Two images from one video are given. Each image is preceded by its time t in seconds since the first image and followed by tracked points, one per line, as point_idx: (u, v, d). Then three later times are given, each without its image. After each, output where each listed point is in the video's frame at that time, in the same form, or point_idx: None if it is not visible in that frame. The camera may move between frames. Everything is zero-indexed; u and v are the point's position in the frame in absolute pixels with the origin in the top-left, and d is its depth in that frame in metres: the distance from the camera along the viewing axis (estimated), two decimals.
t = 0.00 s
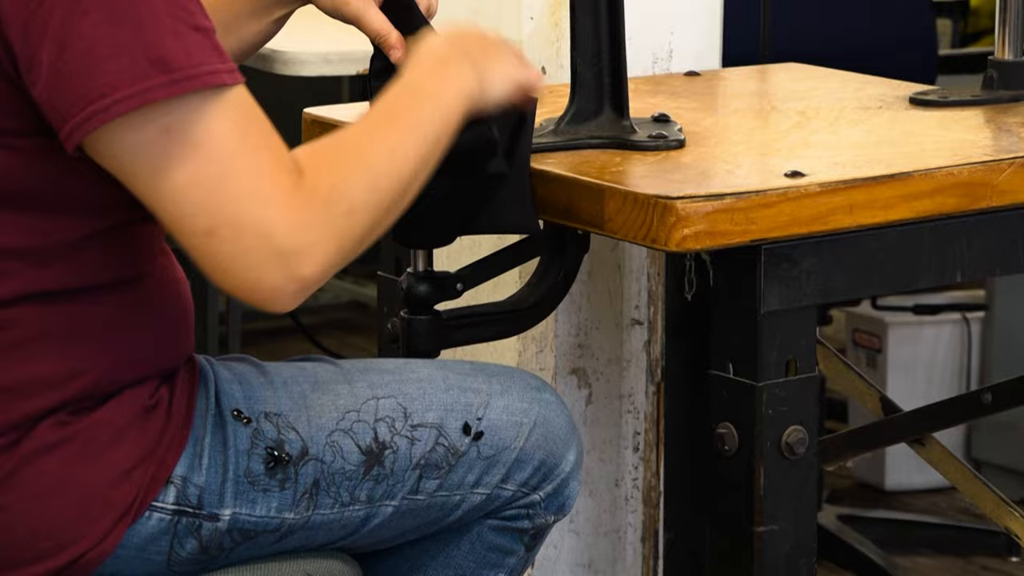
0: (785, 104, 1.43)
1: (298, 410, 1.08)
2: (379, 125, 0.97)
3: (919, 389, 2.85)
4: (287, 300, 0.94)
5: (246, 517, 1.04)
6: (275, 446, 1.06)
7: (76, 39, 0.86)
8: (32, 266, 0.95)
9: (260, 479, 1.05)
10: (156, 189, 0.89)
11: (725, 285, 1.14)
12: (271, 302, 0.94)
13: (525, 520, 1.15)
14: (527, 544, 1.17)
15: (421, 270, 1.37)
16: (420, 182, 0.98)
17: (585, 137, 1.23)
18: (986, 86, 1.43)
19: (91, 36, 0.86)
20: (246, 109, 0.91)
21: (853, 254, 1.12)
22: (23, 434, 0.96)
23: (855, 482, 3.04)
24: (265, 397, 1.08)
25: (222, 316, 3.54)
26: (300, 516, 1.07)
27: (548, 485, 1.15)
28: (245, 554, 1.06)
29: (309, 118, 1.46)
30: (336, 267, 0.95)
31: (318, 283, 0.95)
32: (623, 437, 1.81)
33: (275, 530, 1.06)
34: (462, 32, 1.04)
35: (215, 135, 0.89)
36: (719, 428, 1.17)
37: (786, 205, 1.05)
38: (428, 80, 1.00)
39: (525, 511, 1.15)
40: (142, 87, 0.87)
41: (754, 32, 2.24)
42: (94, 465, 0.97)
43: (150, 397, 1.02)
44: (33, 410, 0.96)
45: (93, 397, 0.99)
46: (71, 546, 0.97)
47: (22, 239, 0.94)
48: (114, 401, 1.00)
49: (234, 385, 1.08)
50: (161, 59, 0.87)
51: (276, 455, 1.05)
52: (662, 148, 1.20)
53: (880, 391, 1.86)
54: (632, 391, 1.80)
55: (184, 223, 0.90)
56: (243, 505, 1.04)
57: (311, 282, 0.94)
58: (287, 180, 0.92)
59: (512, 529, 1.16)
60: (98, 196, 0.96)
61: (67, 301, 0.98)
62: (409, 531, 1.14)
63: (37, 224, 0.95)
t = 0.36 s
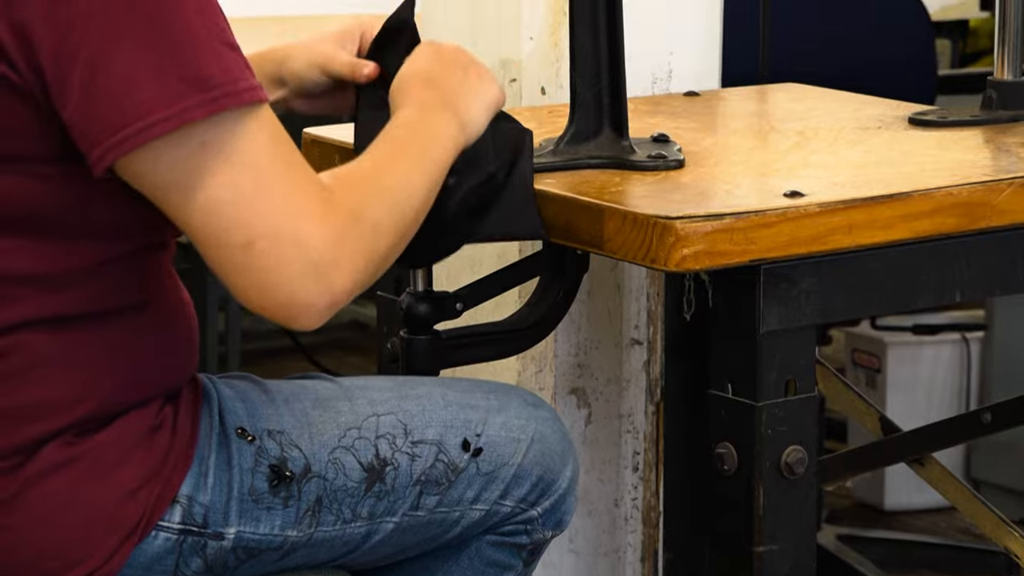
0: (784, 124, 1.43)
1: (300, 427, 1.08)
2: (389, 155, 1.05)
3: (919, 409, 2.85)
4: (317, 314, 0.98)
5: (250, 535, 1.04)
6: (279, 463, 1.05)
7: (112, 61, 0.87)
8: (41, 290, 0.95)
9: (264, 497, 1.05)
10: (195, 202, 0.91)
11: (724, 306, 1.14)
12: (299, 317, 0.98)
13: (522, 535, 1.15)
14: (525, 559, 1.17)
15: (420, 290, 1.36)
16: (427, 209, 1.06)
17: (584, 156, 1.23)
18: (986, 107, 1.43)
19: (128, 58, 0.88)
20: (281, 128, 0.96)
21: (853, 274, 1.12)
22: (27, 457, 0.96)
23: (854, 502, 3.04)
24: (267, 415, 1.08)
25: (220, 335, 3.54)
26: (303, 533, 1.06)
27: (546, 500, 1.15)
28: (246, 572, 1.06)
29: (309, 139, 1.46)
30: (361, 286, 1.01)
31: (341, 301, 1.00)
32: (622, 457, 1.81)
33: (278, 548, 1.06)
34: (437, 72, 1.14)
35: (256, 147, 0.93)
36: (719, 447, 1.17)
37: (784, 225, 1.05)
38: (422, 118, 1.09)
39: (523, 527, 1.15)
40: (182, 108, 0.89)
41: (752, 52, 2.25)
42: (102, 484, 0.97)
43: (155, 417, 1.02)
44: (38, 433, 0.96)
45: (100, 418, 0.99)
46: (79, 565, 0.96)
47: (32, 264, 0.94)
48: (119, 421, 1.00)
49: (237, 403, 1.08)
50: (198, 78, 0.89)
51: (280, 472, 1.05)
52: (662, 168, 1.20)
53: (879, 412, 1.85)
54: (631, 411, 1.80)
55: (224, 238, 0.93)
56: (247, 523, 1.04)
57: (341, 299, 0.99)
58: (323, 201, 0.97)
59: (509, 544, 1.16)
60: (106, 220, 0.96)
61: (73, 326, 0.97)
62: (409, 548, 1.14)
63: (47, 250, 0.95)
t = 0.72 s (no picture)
0: (784, 142, 1.43)
1: (301, 443, 1.08)
2: (381, 212, 1.03)
3: (919, 427, 2.85)
4: (283, 360, 0.96)
5: (251, 551, 1.04)
6: (279, 479, 1.06)
7: (122, 78, 0.88)
8: (44, 308, 0.95)
9: (264, 513, 1.05)
10: (173, 234, 0.91)
11: (725, 323, 1.13)
12: (264, 362, 0.96)
13: (520, 552, 1.15)
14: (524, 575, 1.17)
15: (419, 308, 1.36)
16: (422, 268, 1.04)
17: (584, 174, 1.23)
18: (985, 125, 1.44)
19: (138, 75, 0.88)
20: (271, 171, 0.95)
21: (853, 291, 1.12)
22: (29, 473, 0.95)
23: (853, 520, 3.04)
24: (268, 432, 1.08)
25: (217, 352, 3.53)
26: (303, 548, 1.06)
27: (545, 516, 1.15)
28: None
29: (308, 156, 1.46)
30: (335, 336, 0.98)
31: (312, 350, 0.98)
32: (622, 474, 1.81)
33: (278, 564, 1.05)
34: (465, 130, 1.12)
35: (238, 181, 0.92)
36: (719, 465, 1.17)
37: (784, 243, 1.04)
38: (430, 182, 1.06)
39: (522, 544, 1.15)
40: (190, 122, 0.89)
41: (751, 71, 2.25)
42: (105, 499, 0.97)
43: (156, 433, 1.02)
44: (44, 449, 0.96)
45: (102, 435, 0.99)
46: None
47: (33, 281, 0.94)
48: (121, 438, 0.99)
49: (237, 419, 1.08)
50: (208, 96, 0.90)
51: (280, 488, 1.05)
52: (662, 186, 1.20)
53: (879, 430, 1.85)
54: (631, 428, 1.80)
55: (195, 272, 0.91)
56: (248, 539, 1.04)
57: (308, 348, 0.97)
58: (302, 245, 0.95)
59: (508, 561, 1.15)
60: (116, 243, 0.96)
61: (75, 344, 0.97)
62: (410, 565, 1.13)
63: (53, 269, 0.95)
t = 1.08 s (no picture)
0: (783, 159, 1.43)
1: (301, 460, 1.08)
2: (362, 259, 1.02)
3: (919, 445, 2.84)
4: (234, 392, 0.95)
5: (251, 567, 1.04)
6: (280, 496, 1.06)
7: (113, 90, 0.88)
8: (44, 321, 0.95)
9: (265, 530, 1.05)
10: (137, 258, 0.91)
11: (725, 339, 1.13)
12: (215, 393, 0.95)
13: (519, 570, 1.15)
14: None
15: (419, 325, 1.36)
16: (400, 315, 1.03)
17: (584, 192, 1.23)
18: (985, 142, 1.44)
19: (128, 87, 0.89)
20: (245, 204, 0.95)
21: (852, 307, 1.12)
22: (34, 486, 0.96)
23: (853, 537, 3.03)
24: (269, 449, 1.08)
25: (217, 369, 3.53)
26: (303, 565, 1.06)
27: (544, 533, 1.14)
28: None
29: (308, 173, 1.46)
30: (290, 375, 0.97)
31: (263, 385, 0.97)
32: (621, 491, 1.80)
33: None
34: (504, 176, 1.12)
35: (207, 210, 0.92)
36: (719, 482, 1.16)
37: (784, 260, 1.05)
38: (436, 223, 1.07)
39: (521, 562, 1.14)
40: (176, 134, 0.90)
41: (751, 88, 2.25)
42: (106, 516, 0.97)
43: (156, 451, 1.02)
44: (50, 462, 0.96)
45: (103, 450, 0.99)
46: None
47: (33, 293, 0.94)
48: (122, 454, 0.99)
49: (237, 436, 1.08)
50: (193, 107, 0.91)
51: (281, 505, 1.05)
52: (662, 203, 1.20)
53: (879, 446, 1.85)
54: (631, 445, 1.80)
55: (152, 296, 0.92)
56: (249, 555, 1.04)
57: (258, 381, 0.96)
58: (267, 277, 0.95)
59: None
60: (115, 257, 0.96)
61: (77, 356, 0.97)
62: None
63: (52, 278, 0.95)
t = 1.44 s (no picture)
0: (783, 177, 1.43)
1: (300, 476, 1.08)
2: (366, 253, 1.03)
3: (918, 462, 2.84)
4: (251, 395, 0.96)
5: None
6: (279, 512, 1.05)
7: (115, 96, 0.89)
8: (46, 330, 0.95)
9: (264, 546, 1.05)
10: (149, 264, 0.91)
11: (725, 355, 1.13)
12: (233, 395, 0.96)
13: None
14: None
15: (418, 341, 1.35)
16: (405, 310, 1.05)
17: (584, 209, 1.23)
18: (985, 159, 1.44)
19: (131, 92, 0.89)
20: (251, 211, 0.95)
21: (853, 324, 1.12)
22: (34, 498, 0.96)
23: (853, 554, 3.02)
24: (268, 464, 1.08)
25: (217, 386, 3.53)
26: None
27: (544, 549, 1.14)
28: None
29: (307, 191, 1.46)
30: (305, 374, 0.98)
31: (279, 386, 0.98)
32: (621, 509, 1.80)
33: None
34: (479, 175, 1.15)
35: (216, 214, 0.93)
36: (719, 499, 1.16)
37: (784, 277, 1.05)
38: (419, 218, 1.08)
39: None
40: (179, 140, 0.90)
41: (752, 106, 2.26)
42: (105, 530, 0.97)
43: (156, 465, 1.01)
44: (49, 474, 0.96)
45: (104, 463, 0.99)
46: None
47: (34, 302, 0.94)
48: (123, 468, 0.99)
49: (237, 452, 1.08)
50: (196, 113, 0.91)
51: (280, 521, 1.05)
52: (662, 220, 1.20)
53: (878, 463, 1.84)
54: (631, 462, 1.79)
55: (169, 304, 0.92)
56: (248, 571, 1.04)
57: (276, 381, 0.97)
58: (277, 278, 0.96)
59: None
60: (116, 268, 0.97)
61: (79, 365, 0.97)
62: None
63: (54, 287, 0.95)
